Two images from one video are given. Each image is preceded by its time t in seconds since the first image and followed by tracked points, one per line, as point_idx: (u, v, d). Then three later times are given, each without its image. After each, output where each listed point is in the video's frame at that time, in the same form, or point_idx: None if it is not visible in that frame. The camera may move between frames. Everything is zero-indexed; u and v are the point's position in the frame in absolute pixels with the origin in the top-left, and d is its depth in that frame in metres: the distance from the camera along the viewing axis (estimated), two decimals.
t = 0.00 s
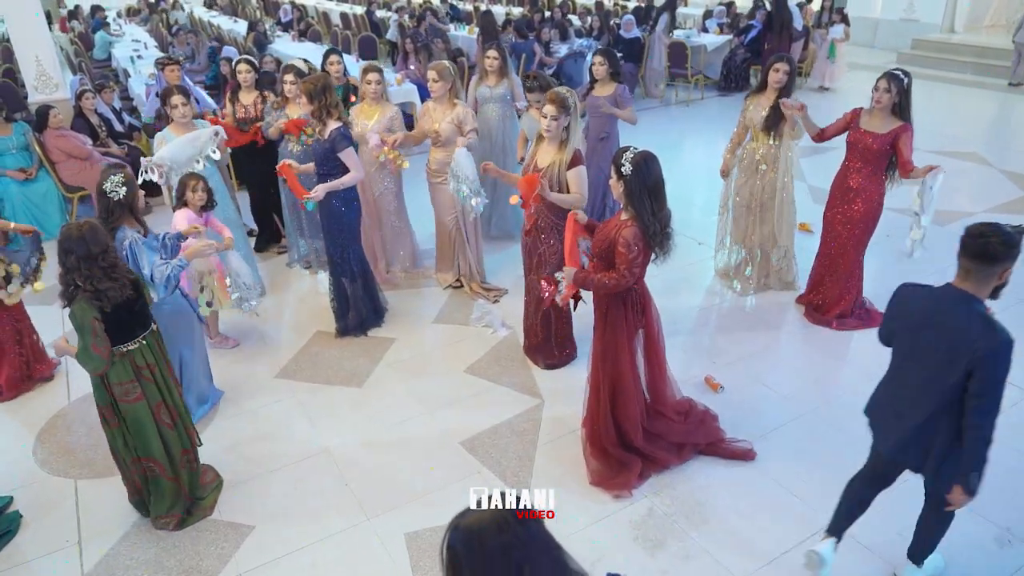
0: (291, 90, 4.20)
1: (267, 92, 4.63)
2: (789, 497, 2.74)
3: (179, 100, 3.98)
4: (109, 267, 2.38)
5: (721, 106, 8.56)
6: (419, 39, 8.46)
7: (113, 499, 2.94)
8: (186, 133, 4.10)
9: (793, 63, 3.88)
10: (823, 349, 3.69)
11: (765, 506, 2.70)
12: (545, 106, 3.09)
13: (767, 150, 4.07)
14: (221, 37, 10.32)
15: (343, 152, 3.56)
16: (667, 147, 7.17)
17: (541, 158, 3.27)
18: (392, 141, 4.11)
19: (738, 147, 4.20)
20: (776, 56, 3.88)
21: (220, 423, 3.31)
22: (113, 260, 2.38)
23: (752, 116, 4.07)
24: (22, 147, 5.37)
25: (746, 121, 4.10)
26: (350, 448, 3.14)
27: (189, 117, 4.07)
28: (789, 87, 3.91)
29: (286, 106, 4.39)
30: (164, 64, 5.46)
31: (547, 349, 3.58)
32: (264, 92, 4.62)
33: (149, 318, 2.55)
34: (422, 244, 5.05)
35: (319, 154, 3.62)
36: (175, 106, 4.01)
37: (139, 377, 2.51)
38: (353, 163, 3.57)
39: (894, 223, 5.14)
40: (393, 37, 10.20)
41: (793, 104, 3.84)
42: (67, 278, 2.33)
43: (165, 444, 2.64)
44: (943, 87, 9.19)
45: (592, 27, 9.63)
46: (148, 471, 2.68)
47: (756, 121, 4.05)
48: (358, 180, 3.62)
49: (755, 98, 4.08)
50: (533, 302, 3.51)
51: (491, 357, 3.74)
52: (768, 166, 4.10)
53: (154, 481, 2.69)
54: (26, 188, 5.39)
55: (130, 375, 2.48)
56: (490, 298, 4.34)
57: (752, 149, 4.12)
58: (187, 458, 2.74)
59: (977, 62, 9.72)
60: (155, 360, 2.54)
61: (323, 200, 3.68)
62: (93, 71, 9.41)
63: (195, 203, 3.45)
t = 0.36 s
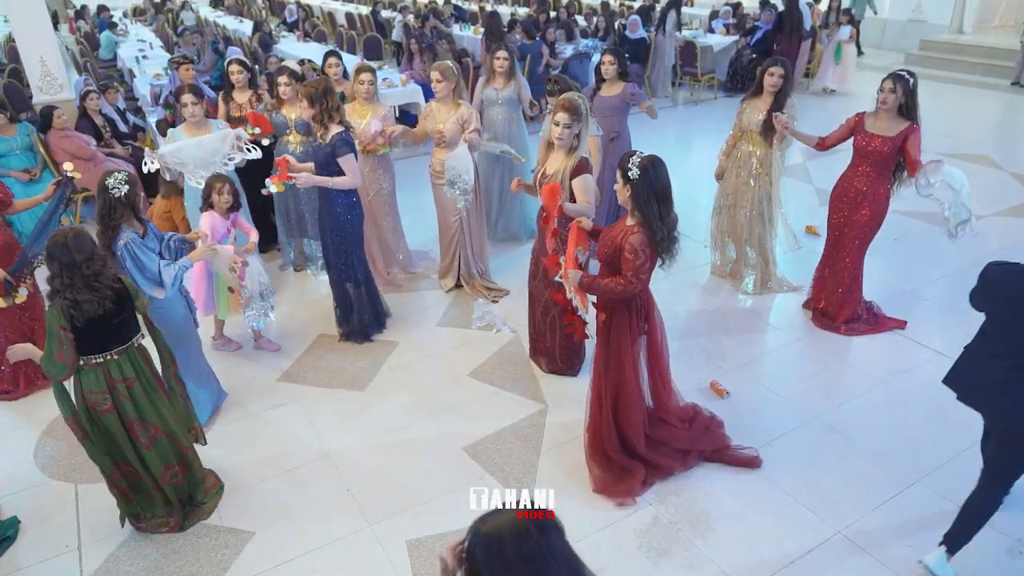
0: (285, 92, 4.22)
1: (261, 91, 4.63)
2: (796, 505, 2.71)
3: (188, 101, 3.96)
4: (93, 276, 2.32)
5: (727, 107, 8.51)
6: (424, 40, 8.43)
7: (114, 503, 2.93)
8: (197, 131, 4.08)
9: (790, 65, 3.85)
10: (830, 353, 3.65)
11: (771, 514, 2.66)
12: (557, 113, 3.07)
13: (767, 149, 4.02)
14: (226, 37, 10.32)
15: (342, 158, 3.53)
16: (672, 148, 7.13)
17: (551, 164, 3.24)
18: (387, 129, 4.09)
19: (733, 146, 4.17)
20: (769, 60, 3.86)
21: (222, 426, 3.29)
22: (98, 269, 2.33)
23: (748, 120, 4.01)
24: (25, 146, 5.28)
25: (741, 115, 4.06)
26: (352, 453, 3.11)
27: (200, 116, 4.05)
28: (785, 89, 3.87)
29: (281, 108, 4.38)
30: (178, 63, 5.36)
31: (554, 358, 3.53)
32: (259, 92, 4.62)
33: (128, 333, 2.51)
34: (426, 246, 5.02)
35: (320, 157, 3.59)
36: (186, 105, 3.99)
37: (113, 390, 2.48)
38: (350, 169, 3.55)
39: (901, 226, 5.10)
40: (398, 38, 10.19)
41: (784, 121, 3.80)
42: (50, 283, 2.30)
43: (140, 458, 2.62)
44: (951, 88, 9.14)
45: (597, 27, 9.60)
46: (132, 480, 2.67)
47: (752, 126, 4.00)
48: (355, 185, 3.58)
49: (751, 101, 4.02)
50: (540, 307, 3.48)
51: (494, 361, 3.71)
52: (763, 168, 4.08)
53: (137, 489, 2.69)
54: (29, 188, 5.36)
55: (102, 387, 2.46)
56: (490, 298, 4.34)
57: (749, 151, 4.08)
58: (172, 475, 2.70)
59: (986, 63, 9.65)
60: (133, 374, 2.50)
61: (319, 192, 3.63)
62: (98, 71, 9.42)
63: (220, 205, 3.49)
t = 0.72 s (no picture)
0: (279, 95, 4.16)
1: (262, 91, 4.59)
2: (804, 515, 2.67)
3: (203, 104, 3.92)
4: (79, 283, 2.30)
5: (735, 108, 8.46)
6: (430, 41, 8.40)
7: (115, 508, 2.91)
8: (213, 130, 4.06)
9: (789, 62, 3.84)
10: (838, 359, 3.60)
11: (778, 525, 2.62)
12: (563, 118, 3.03)
13: (775, 151, 3.96)
14: (233, 37, 10.32)
15: (347, 162, 3.50)
16: (679, 150, 7.08)
17: (559, 170, 3.19)
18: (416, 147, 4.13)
19: (738, 146, 4.10)
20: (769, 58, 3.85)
21: (223, 432, 3.26)
22: (84, 276, 2.31)
23: (753, 120, 3.97)
24: (30, 147, 5.27)
25: (745, 119, 4.01)
26: (355, 458, 3.09)
27: (215, 115, 4.01)
28: (786, 87, 3.85)
29: (274, 111, 4.35)
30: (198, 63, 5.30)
31: (559, 365, 3.50)
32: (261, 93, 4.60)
33: (116, 337, 2.48)
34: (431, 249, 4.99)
35: (326, 163, 3.57)
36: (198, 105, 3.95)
37: (100, 395, 2.46)
38: (359, 171, 3.53)
39: (911, 230, 5.05)
40: (405, 38, 10.17)
41: (791, 106, 3.75)
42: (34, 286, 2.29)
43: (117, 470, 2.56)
44: (961, 90, 9.06)
45: (604, 28, 9.54)
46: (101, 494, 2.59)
47: (758, 126, 3.95)
48: (365, 189, 3.56)
49: (755, 101, 3.99)
50: (546, 314, 3.45)
51: (498, 366, 3.68)
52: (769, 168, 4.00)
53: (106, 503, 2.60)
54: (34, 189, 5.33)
55: (87, 393, 2.44)
56: (494, 301, 4.32)
57: (756, 149, 4.02)
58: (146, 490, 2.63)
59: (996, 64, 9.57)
60: (121, 378, 2.48)
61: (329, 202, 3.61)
62: (105, 71, 9.43)
63: (243, 209, 3.37)
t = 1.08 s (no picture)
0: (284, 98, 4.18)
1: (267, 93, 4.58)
2: (813, 527, 2.62)
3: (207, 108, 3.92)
4: (99, 281, 2.34)
5: (743, 110, 8.41)
6: (437, 42, 8.37)
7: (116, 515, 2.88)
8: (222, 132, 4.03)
9: (798, 64, 3.79)
10: (849, 366, 3.54)
11: (787, 536, 2.58)
12: (563, 120, 2.99)
13: (787, 156, 3.92)
14: (240, 37, 10.32)
15: (357, 162, 3.46)
16: (687, 152, 7.02)
17: (562, 172, 3.15)
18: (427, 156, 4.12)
19: (754, 153, 4.06)
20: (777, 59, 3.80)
21: (227, 438, 3.23)
22: (104, 273, 2.35)
23: (768, 123, 3.92)
24: (36, 148, 5.30)
25: (759, 122, 3.97)
26: (358, 465, 3.06)
27: (223, 118, 3.98)
28: (797, 87, 3.80)
29: (280, 115, 4.33)
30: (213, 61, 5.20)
31: (563, 369, 3.48)
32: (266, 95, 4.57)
33: (132, 334, 2.51)
34: (437, 252, 4.96)
35: (336, 163, 3.53)
36: (207, 108, 3.95)
37: (119, 394, 2.48)
38: (368, 171, 3.48)
39: (922, 234, 4.99)
40: (412, 38, 10.15)
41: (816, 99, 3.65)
42: (53, 286, 2.29)
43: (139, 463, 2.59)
44: (972, 92, 8.99)
45: (612, 28, 9.49)
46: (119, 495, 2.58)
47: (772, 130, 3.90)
48: (372, 188, 3.52)
49: (768, 103, 3.94)
50: (552, 320, 3.41)
51: (503, 372, 3.64)
52: (785, 170, 3.94)
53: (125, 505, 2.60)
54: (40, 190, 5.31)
55: (106, 393, 2.45)
56: (500, 305, 4.29)
57: (771, 152, 3.96)
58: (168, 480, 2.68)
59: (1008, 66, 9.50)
60: (139, 376, 2.51)
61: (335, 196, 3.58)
62: (113, 71, 9.44)
63: (257, 219, 3.34)
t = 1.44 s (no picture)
0: (299, 95, 4.10)
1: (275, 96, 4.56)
2: (823, 539, 2.57)
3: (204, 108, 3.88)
4: (138, 274, 2.34)
5: (753, 111, 8.34)
6: (445, 43, 8.33)
7: (117, 521, 2.86)
8: (219, 136, 4.00)
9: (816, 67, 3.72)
10: (860, 374, 3.49)
11: (797, 549, 2.53)
12: (565, 121, 2.94)
13: (798, 160, 3.87)
14: (248, 37, 10.31)
15: (362, 159, 3.41)
16: (695, 153, 6.96)
17: (565, 174, 3.11)
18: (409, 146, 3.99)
19: (768, 157, 4.01)
20: (795, 63, 3.73)
21: (230, 443, 3.20)
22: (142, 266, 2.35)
23: (781, 127, 3.89)
24: (43, 148, 5.32)
25: (774, 127, 3.93)
26: (361, 471, 3.02)
27: (219, 119, 3.95)
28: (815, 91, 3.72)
29: (295, 113, 4.28)
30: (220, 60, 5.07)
31: (562, 372, 3.45)
32: (273, 97, 4.56)
33: (164, 330, 2.50)
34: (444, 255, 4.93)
35: (343, 160, 3.50)
36: (206, 108, 3.89)
37: (160, 391, 2.45)
38: (371, 169, 3.43)
39: (934, 239, 4.93)
40: (419, 38, 10.13)
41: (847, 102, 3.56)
42: (94, 285, 2.26)
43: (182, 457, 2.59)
44: (985, 94, 8.90)
45: (620, 29, 9.44)
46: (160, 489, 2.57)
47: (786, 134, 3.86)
48: (375, 189, 3.47)
49: (783, 107, 3.89)
50: (555, 326, 3.37)
51: (508, 377, 3.60)
52: (797, 177, 3.90)
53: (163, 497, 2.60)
54: (47, 191, 5.33)
55: (150, 389, 2.42)
56: (506, 309, 4.23)
57: (784, 162, 3.93)
58: (204, 473, 2.67)
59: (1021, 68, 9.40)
60: (175, 371, 2.50)
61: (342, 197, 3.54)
62: (121, 71, 9.44)
63: (266, 225, 3.29)
